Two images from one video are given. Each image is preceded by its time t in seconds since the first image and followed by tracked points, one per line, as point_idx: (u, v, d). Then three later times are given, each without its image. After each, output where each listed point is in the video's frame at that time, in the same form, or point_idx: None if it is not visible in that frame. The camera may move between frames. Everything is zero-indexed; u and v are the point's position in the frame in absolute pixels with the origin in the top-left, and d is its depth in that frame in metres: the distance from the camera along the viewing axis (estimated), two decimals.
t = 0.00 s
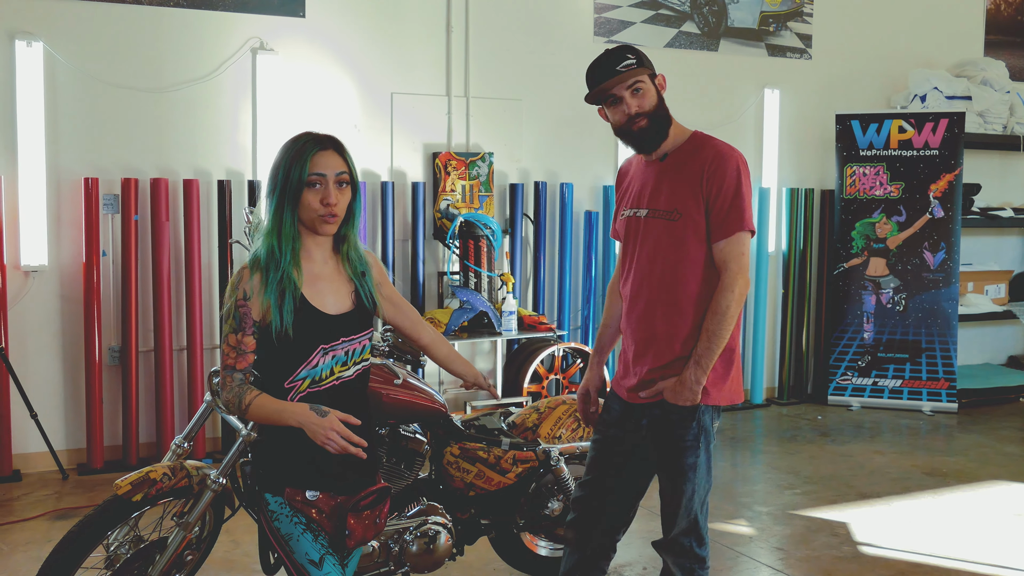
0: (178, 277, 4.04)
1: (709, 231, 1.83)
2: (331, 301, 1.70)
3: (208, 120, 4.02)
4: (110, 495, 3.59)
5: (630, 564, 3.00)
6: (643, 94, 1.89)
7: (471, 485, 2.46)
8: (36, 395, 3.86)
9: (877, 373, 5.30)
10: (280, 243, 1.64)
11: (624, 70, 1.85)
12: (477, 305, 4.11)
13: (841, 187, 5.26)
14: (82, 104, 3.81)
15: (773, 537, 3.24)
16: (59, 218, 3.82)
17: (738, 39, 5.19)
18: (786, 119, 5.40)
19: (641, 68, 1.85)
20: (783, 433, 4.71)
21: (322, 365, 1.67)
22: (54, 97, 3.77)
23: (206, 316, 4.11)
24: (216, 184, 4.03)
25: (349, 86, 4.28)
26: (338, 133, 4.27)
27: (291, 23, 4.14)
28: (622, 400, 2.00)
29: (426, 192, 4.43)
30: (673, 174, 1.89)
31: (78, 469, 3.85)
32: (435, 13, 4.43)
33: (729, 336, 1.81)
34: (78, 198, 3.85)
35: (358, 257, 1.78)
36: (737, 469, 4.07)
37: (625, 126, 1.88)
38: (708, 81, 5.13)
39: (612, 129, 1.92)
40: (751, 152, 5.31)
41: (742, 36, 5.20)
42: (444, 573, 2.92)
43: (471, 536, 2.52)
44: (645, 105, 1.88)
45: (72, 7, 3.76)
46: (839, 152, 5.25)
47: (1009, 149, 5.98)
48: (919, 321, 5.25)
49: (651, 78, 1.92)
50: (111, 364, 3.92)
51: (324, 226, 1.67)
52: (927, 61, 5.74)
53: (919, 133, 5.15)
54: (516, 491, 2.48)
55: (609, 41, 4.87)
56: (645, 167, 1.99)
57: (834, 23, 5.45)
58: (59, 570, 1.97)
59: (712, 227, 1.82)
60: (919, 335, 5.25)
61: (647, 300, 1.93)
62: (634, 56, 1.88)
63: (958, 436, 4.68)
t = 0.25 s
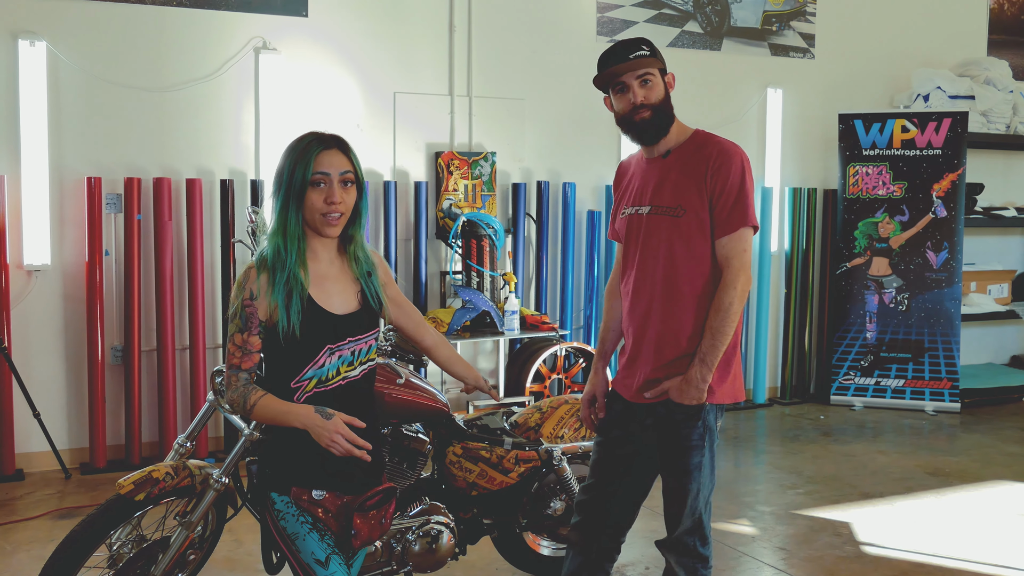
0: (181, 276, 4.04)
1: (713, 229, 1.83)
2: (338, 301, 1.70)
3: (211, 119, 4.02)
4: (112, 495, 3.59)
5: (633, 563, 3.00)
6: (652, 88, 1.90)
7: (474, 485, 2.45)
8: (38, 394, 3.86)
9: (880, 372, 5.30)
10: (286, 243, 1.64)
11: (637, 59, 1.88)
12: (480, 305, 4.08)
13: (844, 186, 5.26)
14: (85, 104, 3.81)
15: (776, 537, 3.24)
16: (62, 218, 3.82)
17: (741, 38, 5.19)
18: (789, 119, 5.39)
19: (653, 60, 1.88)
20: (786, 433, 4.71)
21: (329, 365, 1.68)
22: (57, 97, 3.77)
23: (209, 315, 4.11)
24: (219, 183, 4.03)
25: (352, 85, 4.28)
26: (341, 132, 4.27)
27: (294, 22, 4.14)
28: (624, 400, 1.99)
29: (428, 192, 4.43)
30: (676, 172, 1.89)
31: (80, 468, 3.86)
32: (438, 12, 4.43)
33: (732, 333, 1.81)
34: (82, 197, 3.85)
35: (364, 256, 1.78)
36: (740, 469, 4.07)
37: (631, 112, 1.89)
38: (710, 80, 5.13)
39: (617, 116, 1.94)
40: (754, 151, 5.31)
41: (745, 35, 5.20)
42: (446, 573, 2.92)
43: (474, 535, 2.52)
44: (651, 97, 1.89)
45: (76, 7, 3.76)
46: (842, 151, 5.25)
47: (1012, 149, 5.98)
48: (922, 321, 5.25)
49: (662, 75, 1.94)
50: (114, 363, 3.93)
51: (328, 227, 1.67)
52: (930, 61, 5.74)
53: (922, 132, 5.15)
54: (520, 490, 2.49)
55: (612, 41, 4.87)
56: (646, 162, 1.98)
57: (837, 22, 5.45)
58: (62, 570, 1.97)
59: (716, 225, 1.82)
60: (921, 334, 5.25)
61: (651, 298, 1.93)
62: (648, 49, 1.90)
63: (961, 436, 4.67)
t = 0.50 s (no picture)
0: (183, 277, 4.04)
1: (711, 228, 1.83)
2: (342, 300, 1.70)
3: (214, 118, 4.02)
4: (116, 494, 3.60)
5: (636, 563, 3.00)
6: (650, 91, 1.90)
7: (477, 484, 2.46)
8: (41, 393, 3.86)
9: (883, 372, 5.30)
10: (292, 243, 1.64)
11: (636, 64, 1.88)
12: (482, 305, 4.05)
13: (846, 186, 5.26)
14: (88, 103, 3.81)
15: (778, 537, 3.24)
16: (65, 217, 3.83)
17: (744, 38, 5.18)
18: (792, 118, 5.39)
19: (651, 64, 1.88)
20: (788, 432, 4.71)
21: (333, 364, 1.68)
22: (59, 96, 3.77)
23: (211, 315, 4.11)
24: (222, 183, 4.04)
25: (355, 85, 4.28)
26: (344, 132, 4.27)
27: (297, 22, 4.14)
28: (626, 399, 1.99)
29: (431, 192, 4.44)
30: (675, 171, 1.89)
31: (83, 467, 3.86)
32: (441, 12, 4.43)
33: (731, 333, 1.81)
34: (84, 197, 3.85)
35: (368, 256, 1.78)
36: (742, 469, 4.07)
37: (627, 118, 1.91)
38: (713, 80, 5.13)
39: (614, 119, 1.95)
40: (757, 151, 5.31)
41: (748, 35, 5.19)
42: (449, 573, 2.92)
43: (477, 535, 2.51)
44: (650, 101, 1.89)
45: (78, 6, 3.76)
46: (845, 151, 5.25)
47: (1015, 148, 5.97)
48: (925, 320, 5.25)
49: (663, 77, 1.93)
50: (117, 363, 3.93)
51: (333, 226, 1.67)
52: (933, 60, 5.73)
53: (925, 132, 5.15)
54: (522, 490, 2.47)
55: (615, 40, 4.88)
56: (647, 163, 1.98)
57: (840, 22, 5.44)
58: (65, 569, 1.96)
59: (714, 224, 1.82)
60: (924, 334, 5.25)
61: (651, 298, 1.93)
62: (649, 51, 1.89)
63: (963, 436, 4.67)
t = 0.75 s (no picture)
0: (185, 276, 4.04)
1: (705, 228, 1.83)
2: (347, 300, 1.71)
3: (216, 118, 4.02)
4: (118, 493, 3.60)
5: (638, 563, 2.99)
6: (646, 93, 1.89)
7: (478, 484, 2.45)
8: (44, 393, 3.87)
9: (885, 372, 5.30)
10: (303, 244, 1.64)
11: (634, 67, 1.87)
12: (485, 303, 4.06)
13: (849, 186, 5.26)
14: (90, 103, 3.81)
15: (781, 536, 3.24)
16: (67, 217, 3.83)
17: (746, 37, 5.18)
18: (794, 118, 5.39)
19: (649, 67, 1.86)
20: (790, 432, 4.71)
21: (338, 364, 1.69)
22: (62, 95, 3.77)
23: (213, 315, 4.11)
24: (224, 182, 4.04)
25: (357, 84, 4.28)
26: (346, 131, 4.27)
27: (299, 22, 4.14)
28: (627, 397, 1.99)
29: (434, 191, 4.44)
30: (671, 171, 1.89)
31: (85, 467, 3.87)
32: (443, 12, 4.43)
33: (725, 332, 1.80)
34: (87, 196, 3.85)
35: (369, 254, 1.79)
36: (744, 468, 4.07)
37: (625, 120, 1.91)
38: (715, 79, 5.13)
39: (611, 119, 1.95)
40: (759, 151, 5.31)
41: (750, 34, 5.19)
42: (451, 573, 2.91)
43: (479, 535, 2.51)
44: (647, 103, 1.89)
45: (80, 5, 3.76)
46: (847, 150, 5.24)
47: (1017, 148, 5.97)
48: (927, 320, 5.25)
49: (662, 78, 1.92)
50: (119, 362, 3.93)
51: (343, 227, 1.68)
52: (936, 59, 5.73)
53: (927, 131, 5.15)
54: (524, 489, 2.48)
55: (617, 40, 4.88)
56: (647, 164, 1.98)
57: (842, 21, 5.44)
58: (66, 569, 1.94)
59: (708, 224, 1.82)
60: (926, 333, 5.24)
61: (647, 298, 1.94)
62: (648, 52, 1.88)
63: (965, 436, 4.66)
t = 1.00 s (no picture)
0: (187, 276, 4.04)
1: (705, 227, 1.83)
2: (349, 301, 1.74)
3: (217, 117, 4.02)
4: (120, 493, 3.60)
5: (639, 562, 2.99)
6: (630, 100, 1.90)
7: (480, 484, 2.45)
8: (45, 393, 3.87)
9: (886, 371, 5.30)
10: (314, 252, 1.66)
11: (618, 76, 1.88)
12: (486, 303, 4.05)
13: (850, 185, 5.26)
14: (91, 102, 3.81)
15: (782, 536, 3.24)
16: (69, 216, 3.83)
17: (747, 37, 5.18)
18: (796, 117, 5.39)
19: (633, 76, 1.87)
20: (792, 432, 4.71)
21: (347, 364, 1.75)
22: (63, 96, 3.77)
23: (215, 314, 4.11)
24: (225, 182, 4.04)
25: (358, 84, 4.28)
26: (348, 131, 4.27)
27: (300, 21, 4.14)
28: (626, 397, 2.00)
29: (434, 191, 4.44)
30: (672, 169, 1.88)
31: (87, 466, 3.87)
32: (444, 12, 4.43)
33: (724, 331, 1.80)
34: (88, 196, 3.85)
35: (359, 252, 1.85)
36: (746, 468, 4.07)
37: (617, 127, 1.94)
38: (717, 78, 5.13)
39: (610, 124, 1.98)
40: (760, 151, 5.31)
41: (751, 34, 5.19)
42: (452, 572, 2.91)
43: (480, 535, 2.50)
44: (634, 111, 1.90)
45: (82, 5, 3.76)
46: (849, 150, 5.24)
47: (1019, 147, 5.97)
48: (928, 319, 5.24)
49: (655, 82, 1.90)
50: (120, 362, 3.93)
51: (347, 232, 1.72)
52: (937, 59, 5.73)
53: (929, 131, 5.14)
54: (525, 489, 2.48)
55: (618, 39, 4.87)
56: (647, 164, 1.98)
57: (843, 21, 5.44)
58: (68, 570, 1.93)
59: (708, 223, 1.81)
60: (928, 333, 5.24)
61: (645, 296, 1.94)
62: (633, 60, 1.87)
63: (967, 435, 4.66)
